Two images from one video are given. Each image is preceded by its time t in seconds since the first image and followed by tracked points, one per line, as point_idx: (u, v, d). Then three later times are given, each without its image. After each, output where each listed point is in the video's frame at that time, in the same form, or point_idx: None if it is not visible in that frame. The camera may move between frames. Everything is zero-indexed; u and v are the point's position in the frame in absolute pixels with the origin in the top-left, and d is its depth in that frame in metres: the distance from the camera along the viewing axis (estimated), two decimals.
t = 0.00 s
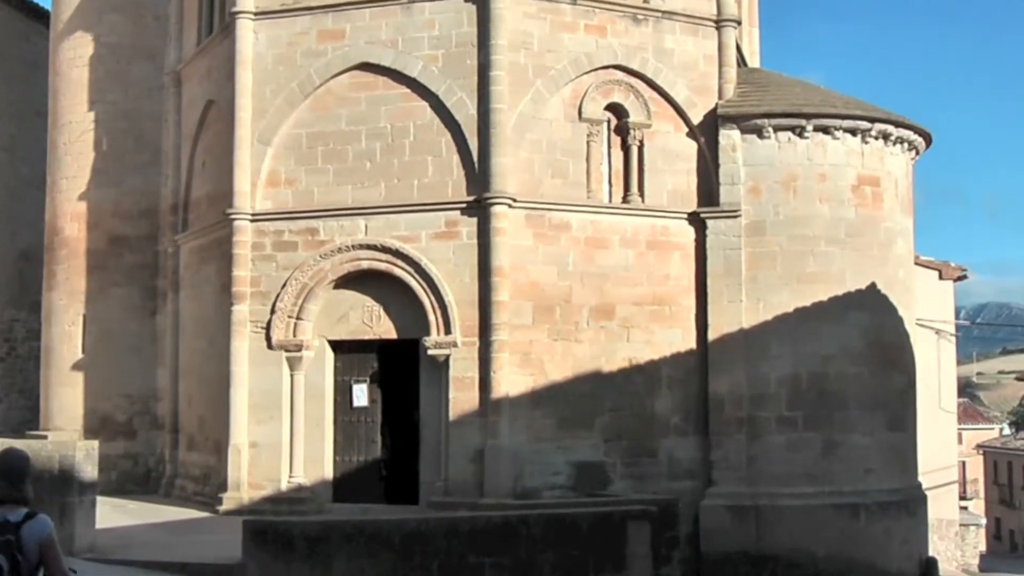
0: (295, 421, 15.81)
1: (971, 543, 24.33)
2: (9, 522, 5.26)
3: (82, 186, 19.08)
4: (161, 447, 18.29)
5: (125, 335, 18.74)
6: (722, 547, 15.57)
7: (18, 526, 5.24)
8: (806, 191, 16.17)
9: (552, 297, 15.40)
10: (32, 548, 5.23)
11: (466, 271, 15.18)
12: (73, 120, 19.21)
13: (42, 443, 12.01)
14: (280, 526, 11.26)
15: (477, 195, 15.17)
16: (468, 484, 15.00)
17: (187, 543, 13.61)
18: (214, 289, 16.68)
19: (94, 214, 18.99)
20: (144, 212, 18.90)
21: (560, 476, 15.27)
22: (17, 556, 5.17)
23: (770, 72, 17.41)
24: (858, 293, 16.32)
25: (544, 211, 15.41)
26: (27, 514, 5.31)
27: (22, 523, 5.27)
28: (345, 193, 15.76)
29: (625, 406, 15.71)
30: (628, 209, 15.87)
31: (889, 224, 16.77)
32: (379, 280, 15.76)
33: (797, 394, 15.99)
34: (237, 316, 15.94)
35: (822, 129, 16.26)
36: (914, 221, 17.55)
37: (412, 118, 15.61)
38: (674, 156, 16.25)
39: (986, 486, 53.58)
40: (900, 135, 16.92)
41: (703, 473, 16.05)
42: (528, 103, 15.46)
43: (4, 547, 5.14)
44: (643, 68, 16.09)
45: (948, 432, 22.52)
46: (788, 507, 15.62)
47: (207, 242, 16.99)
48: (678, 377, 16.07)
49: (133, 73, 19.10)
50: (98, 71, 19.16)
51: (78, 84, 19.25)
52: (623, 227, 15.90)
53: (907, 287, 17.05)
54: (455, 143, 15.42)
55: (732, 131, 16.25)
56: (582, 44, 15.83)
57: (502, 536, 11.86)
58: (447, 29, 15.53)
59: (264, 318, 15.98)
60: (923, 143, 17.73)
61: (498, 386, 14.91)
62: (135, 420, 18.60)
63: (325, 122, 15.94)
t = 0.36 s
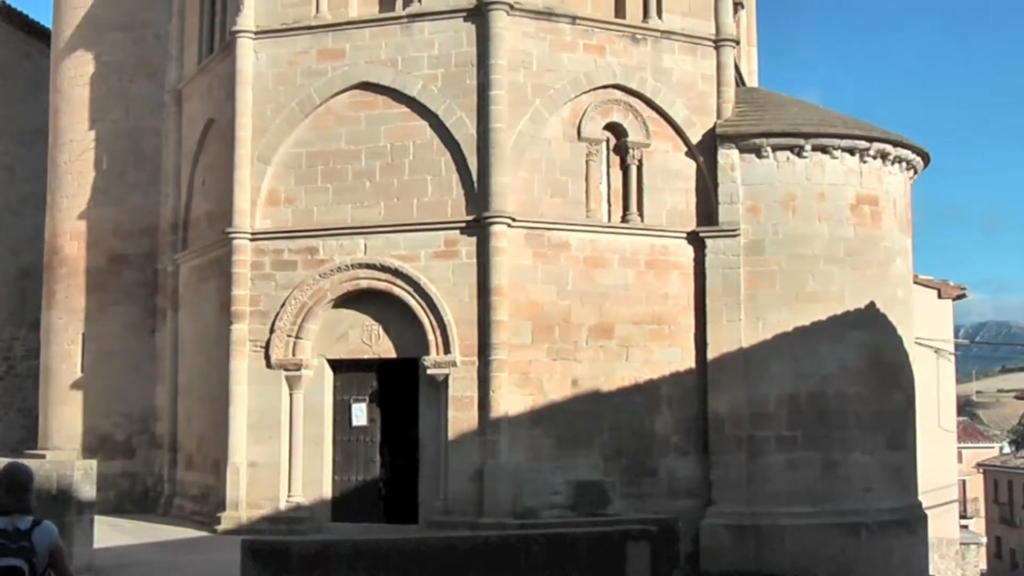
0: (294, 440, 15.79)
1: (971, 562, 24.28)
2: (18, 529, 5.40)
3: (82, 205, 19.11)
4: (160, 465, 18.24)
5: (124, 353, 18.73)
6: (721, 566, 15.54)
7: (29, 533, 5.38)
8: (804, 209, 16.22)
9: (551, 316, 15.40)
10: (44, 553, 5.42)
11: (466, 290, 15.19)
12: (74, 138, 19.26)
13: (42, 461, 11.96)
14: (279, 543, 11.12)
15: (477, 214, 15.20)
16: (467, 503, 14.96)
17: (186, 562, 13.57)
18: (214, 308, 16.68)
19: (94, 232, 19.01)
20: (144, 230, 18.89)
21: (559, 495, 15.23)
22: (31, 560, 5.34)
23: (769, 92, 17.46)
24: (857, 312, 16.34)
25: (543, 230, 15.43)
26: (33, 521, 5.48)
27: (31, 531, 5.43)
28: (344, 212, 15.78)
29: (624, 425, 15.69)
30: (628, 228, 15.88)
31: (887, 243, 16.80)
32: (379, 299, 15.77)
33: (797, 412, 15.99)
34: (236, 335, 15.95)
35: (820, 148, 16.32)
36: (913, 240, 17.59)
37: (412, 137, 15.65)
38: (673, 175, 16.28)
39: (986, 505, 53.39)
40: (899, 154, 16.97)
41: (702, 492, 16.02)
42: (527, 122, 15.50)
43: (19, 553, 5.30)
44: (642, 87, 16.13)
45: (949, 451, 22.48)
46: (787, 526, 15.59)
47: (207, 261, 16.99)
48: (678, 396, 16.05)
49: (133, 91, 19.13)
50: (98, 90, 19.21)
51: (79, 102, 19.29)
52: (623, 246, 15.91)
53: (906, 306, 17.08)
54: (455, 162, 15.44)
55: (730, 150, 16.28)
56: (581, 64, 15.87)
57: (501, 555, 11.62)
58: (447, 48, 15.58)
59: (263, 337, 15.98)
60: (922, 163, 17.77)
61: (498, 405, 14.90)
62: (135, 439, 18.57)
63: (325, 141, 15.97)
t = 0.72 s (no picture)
0: (294, 460, 15.75)
1: None
2: (13, 538, 5.62)
3: (82, 225, 19.14)
4: (158, 486, 18.21)
5: (124, 374, 18.72)
6: None
7: (23, 541, 5.59)
8: (803, 229, 16.27)
9: (551, 337, 15.41)
10: (35, 560, 5.61)
11: (465, 311, 15.19)
12: (74, 159, 19.29)
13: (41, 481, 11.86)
14: (280, 564, 11.12)
15: (476, 235, 15.21)
16: (468, 523, 14.93)
17: None
18: (213, 329, 16.69)
19: (93, 252, 19.02)
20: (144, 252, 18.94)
21: (559, 515, 15.22)
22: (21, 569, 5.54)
23: (767, 112, 17.51)
24: (857, 332, 16.37)
25: (543, 250, 15.44)
26: (28, 531, 5.67)
27: (25, 539, 5.63)
28: (344, 232, 15.80)
29: (624, 445, 15.68)
30: (627, 249, 15.89)
31: (887, 263, 16.83)
32: (378, 320, 15.77)
33: (797, 432, 16.00)
34: (236, 355, 15.96)
35: (819, 169, 16.37)
36: (912, 260, 17.62)
37: (411, 158, 15.68)
38: (673, 196, 16.30)
39: (987, 524, 53.23)
40: (898, 174, 17.01)
41: (702, 512, 15.98)
42: (527, 143, 15.52)
43: (8, 561, 5.51)
44: (641, 108, 16.16)
45: (947, 471, 22.68)
46: (788, 546, 15.58)
47: (206, 281, 17.01)
48: (677, 416, 16.03)
49: (133, 112, 19.17)
50: (99, 110, 19.25)
51: (78, 123, 19.34)
52: (623, 266, 15.92)
53: (905, 326, 17.09)
54: (454, 183, 15.47)
55: (730, 170, 16.30)
56: (580, 85, 15.91)
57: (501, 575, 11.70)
58: (446, 69, 15.62)
59: (263, 357, 15.98)
60: (920, 183, 17.82)
61: (498, 425, 14.88)
62: (134, 459, 18.56)
63: (324, 162, 16.01)
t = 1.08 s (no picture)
0: (293, 481, 15.73)
1: None
2: (25, 559, 5.61)
3: (82, 246, 19.14)
4: (157, 508, 18.17)
5: (124, 395, 18.71)
6: None
7: (34, 563, 5.58)
8: (803, 251, 16.29)
9: (551, 359, 15.40)
10: None
11: (465, 333, 15.19)
12: (75, 180, 19.32)
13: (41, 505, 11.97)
14: None
15: (476, 257, 15.23)
16: (468, 545, 14.89)
17: None
18: (213, 350, 16.68)
19: (93, 273, 19.02)
20: (145, 273, 18.91)
21: (559, 537, 15.16)
22: None
23: (767, 134, 17.55)
24: (857, 353, 16.39)
25: (542, 272, 15.46)
26: (40, 553, 5.65)
27: (36, 562, 5.61)
28: (344, 254, 15.82)
29: (624, 467, 15.65)
30: (627, 270, 15.90)
31: (886, 284, 16.84)
32: (378, 342, 15.77)
33: (796, 454, 16.02)
34: (236, 377, 15.95)
35: (818, 190, 16.40)
36: (911, 282, 17.65)
37: (412, 180, 15.70)
38: (672, 217, 16.30)
39: (987, 545, 52.58)
40: (897, 196, 17.06)
41: (702, 533, 15.90)
42: (526, 165, 15.55)
43: None
44: (640, 130, 16.18)
45: (948, 493, 22.62)
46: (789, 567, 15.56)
47: (206, 302, 17.00)
48: (677, 438, 16.00)
49: (134, 133, 19.21)
50: (100, 132, 19.28)
51: (80, 144, 19.37)
52: (623, 288, 15.92)
53: (905, 348, 17.09)
54: (455, 205, 15.49)
55: (729, 192, 16.32)
56: (580, 107, 15.95)
57: None
58: (447, 91, 15.66)
59: (263, 379, 15.97)
60: (920, 205, 17.86)
61: (498, 448, 14.86)
62: (133, 480, 18.52)
63: (325, 184, 16.03)
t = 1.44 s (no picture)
0: (294, 503, 15.71)
1: None
2: None
3: (82, 268, 19.14)
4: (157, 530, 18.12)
5: (124, 416, 18.69)
6: None
7: None
8: (804, 273, 16.30)
9: (551, 381, 15.37)
10: None
11: (466, 355, 15.18)
12: (77, 202, 19.35)
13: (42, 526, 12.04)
14: None
15: (477, 279, 15.23)
16: (469, 567, 14.83)
17: None
18: (214, 372, 16.67)
19: (94, 295, 19.01)
20: (145, 294, 18.87)
21: (561, 559, 15.13)
22: None
23: (767, 156, 17.59)
24: (857, 375, 16.39)
25: (543, 294, 15.45)
26: None
27: None
28: (345, 276, 15.82)
29: (625, 488, 15.61)
30: (628, 292, 15.88)
31: (887, 306, 16.84)
32: (379, 364, 15.75)
33: (798, 476, 16.01)
34: (237, 399, 15.94)
35: (819, 213, 16.43)
36: (912, 304, 17.65)
37: (413, 202, 15.71)
38: (673, 239, 16.28)
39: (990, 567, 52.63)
40: (898, 218, 17.08)
41: (703, 555, 15.80)
42: (527, 187, 15.56)
43: None
44: (641, 151, 16.19)
45: (949, 514, 22.51)
46: None
47: (207, 324, 16.99)
48: (679, 460, 15.95)
49: (136, 155, 19.23)
50: (102, 154, 19.31)
51: (81, 166, 19.40)
52: (624, 310, 15.90)
53: (906, 369, 17.10)
54: (456, 227, 15.49)
55: (730, 214, 16.34)
56: (581, 128, 15.97)
57: None
58: (448, 113, 15.69)
59: (264, 401, 15.96)
60: (921, 227, 17.87)
61: (499, 470, 14.82)
62: (133, 502, 18.48)
63: (326, 206, 16.04)
